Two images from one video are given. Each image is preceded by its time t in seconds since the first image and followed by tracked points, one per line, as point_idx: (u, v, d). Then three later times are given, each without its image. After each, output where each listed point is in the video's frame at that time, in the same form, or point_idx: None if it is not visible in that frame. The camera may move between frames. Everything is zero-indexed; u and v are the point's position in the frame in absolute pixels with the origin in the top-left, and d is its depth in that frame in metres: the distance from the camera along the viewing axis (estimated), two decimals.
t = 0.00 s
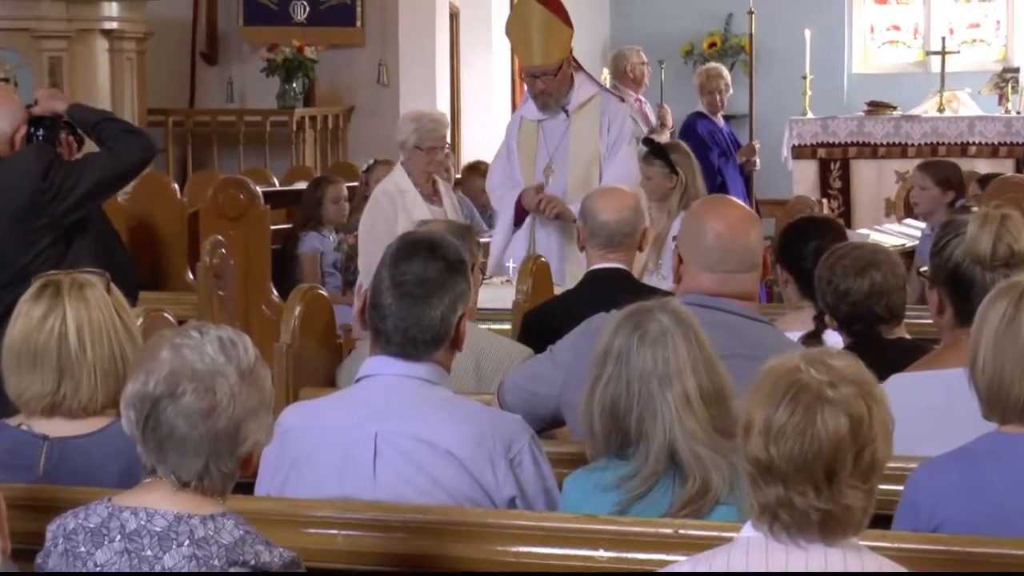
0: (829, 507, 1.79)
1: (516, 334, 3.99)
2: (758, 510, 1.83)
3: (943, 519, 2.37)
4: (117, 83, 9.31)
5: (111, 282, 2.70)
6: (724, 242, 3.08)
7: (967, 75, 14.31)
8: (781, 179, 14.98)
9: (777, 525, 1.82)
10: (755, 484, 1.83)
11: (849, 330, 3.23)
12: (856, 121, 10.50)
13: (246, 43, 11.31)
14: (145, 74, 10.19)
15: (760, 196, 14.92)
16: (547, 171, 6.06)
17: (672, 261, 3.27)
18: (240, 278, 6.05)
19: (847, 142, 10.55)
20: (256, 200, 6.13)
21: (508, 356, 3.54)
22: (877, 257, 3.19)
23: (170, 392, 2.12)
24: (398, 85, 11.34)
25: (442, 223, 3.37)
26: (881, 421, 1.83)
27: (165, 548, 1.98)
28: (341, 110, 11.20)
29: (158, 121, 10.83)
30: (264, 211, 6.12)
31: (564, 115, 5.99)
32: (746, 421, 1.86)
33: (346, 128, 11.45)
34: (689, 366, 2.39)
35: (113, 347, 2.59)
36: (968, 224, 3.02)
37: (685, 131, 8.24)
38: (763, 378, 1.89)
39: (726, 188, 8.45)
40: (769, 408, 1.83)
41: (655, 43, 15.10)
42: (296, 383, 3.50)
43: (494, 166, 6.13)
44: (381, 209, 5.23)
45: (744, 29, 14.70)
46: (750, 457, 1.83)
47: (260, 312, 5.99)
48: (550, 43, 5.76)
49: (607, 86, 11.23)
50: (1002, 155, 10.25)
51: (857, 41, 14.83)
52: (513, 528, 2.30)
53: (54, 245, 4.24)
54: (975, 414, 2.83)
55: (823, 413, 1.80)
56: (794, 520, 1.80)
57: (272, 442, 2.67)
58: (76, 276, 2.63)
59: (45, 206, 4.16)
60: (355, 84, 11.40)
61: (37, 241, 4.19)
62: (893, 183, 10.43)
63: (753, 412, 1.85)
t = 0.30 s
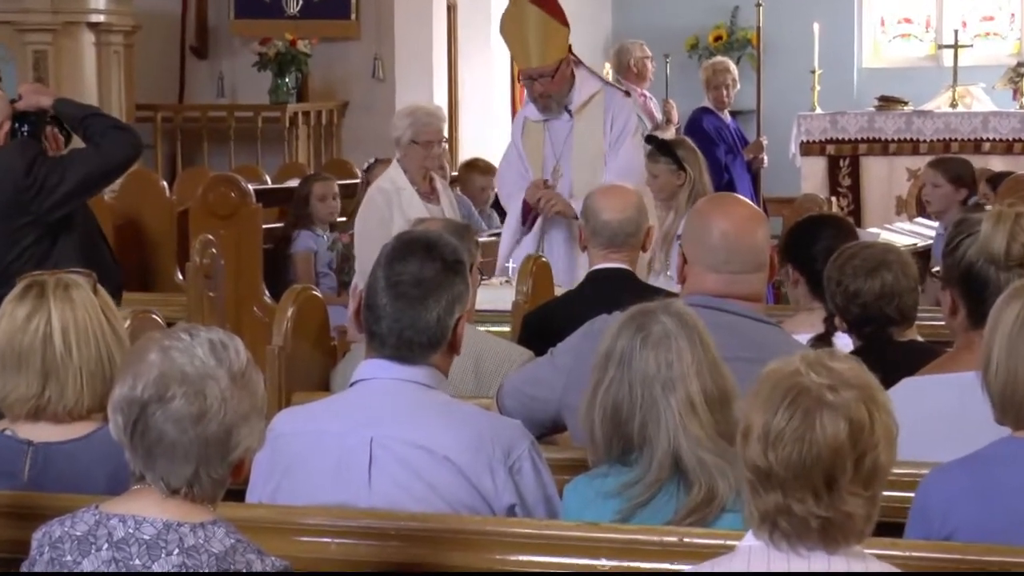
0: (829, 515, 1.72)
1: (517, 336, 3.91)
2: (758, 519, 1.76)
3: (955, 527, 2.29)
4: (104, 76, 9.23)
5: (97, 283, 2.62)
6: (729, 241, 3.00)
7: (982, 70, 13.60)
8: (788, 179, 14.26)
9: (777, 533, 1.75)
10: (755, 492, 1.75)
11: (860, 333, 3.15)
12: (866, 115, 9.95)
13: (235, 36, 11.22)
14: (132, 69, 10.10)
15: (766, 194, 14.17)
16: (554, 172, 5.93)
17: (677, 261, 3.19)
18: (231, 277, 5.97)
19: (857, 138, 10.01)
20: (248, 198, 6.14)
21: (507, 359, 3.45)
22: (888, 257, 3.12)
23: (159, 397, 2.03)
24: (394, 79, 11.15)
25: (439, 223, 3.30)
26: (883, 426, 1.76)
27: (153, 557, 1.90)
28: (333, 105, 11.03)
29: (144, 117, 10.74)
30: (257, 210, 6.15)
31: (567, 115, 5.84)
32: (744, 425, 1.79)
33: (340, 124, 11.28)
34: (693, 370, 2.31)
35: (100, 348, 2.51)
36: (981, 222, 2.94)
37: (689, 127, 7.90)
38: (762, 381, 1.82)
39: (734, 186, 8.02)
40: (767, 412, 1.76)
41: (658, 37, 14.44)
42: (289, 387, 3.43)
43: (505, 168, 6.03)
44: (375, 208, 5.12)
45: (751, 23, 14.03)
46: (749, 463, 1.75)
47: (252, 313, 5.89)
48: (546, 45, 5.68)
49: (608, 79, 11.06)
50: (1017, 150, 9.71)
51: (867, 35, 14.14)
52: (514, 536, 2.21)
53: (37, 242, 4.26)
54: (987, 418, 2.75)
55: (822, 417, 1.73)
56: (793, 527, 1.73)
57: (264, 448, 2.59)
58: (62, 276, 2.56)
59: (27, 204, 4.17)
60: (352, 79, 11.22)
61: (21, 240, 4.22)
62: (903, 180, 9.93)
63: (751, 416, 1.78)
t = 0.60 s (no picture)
0: (839, 521, 1.68)
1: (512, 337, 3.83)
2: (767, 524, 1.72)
3: (962, 533, 2.21)
4: (86, 68, 9.18)
5: (78, 283, 2.53)
6: (731, 240, 2.92)
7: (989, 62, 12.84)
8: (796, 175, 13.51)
9: (787, 538, 1.71)
10: (764, 496, 1.72)
11: (867, 333, 3.09)
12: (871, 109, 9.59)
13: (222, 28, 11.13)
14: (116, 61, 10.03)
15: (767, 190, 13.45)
16: (548, 172, 5.49)
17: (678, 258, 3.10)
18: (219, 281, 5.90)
19: (863, 133, 9.64)
20: (234, 194, 6.10)
21: (502, 360, 3.38)
22: (895, 255, 3.06)
23: (142, 399, 1.95)
24: (385, 71, 11.07)
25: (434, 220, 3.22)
26: (898, 431, 1.72)
27: (136, 566, 1.82)
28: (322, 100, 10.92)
29: (129, 110, 10.67)
30: (245, 206, 6.11)
31: (558, 112, 5.38)
32: (756, 429, 1.75)
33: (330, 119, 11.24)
34: (690, 373, 2.23)
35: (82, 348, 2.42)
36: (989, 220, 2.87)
37: (693, 122, 7.83)
38: (774, 383, 1.78)
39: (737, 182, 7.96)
40: (778, 414, 1.72)
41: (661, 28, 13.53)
42: (279, 387, 3.36)
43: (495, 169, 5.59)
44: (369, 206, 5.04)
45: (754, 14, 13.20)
46: (759, 466, 1.72)
47: (240, 316, 5.81)
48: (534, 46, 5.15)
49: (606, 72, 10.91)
50: None
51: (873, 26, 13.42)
52: (509, 543, 2.14)
53: (19, 238, 4.26)
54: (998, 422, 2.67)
55: (836, 420, 1.69)
56: (803, 533, 1.69)
57: (251, 452, 2.51)
58: (43, 274, 2.47)
59: (7, 200, 4.17)
60: (340, 72, 11.18)
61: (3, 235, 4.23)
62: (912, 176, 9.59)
63: (762, 418, 1.74)
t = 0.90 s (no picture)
0: (856, 526, 1.67)
1: (505, 339, 3.76)
2: (782, 528, 1.72)
3: (965, 541, 2.13)
4: (64, 60, 9.06)
5: (44, 281, 2.44)
6: (729, 238, 2.83)
7: (995, 56, 12.65)
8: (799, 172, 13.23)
9: (802, 544, 1.71)
10: (781, 498, 1.72)
11: (871, 334, 3.02)
12: (875, 104, 9.48)
13: (204, 21, 11.03)
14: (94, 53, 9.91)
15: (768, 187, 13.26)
16: (538, 170, 5.42)
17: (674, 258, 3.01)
18: (201, 275, 5.93)
19: (866, 128, 9.52)
20: (218, 191, 5.99)
21: (494, 362, 3.31)
22: (899, 253, 2.99)
23: (122, 402, 1.86)
24: (374, 65, 10.89)
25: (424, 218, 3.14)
26: (920, 440, 1.73)
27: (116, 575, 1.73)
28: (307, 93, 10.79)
29: (110, 105, 10.55)
30: (228, 204, 6.00)
31: (546, 108, 5.30)
32: (775, 430, 1.75)
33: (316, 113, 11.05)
34: (676, 379, 2.14)
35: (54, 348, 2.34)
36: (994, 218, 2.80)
37: (692, 117, 7.54)
38: (793, 388, 1.78)
39: (739, 179, 7.55)
40: (798, 416, 1.72)
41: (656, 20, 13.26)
42: (265, 391, 3.29)
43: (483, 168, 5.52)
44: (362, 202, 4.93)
45: (755, 7, 12.87)
46: (777, 468, 1.72)
47: (223, 316, 5.91)
48: (518, 42, 5.09)
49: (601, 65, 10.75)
50: None
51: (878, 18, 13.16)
52: (503, 551, 2.07)
53: None
54: (1005, 427, 2.60)
55: (858, 423, 1.69)
56: (819, 538, 1.69)
57: (234, 457, 2.43)
58: (9, 275, 2.39)
59: None
60: (328, 65, 10.98)
61: None
62: (916, 173, 9.44)
63: (782, 421, 1.73)
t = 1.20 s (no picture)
0: (890, 535, 1.68)
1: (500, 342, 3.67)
2: (807, 535, 1.71)
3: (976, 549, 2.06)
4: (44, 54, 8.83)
5: (11, 281, 2.35)
6: (732, 237, 2.75)
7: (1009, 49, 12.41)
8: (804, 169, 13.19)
9: (828, 555, 1.71)
10: (806, 506, 1.70)
11: (890, 336, 2.95)
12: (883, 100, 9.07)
13: (189, 14, 10.87)
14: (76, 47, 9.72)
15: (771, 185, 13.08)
16: (531, 168, 5.33)
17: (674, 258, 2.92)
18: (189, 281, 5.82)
19: (873, 124, 9.11)
20: (203, 190, 5.96)
21: (489, 365, 3.22)
22: (920, 254, 2.95)
23: (104, 407, 1.78)
24: (364, 60, 10.78)
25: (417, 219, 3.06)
26: (949, 448, 1.74)
27: None
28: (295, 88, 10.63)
29: (92, 100, 10.35)
30: (215, 202, 5.96)
31: (539, 103, 5.22)
32: (795, 436, 1.72)
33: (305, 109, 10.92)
34: (660, 383, 2.05)
35: (25, 351, 2.26)
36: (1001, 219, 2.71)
37: (695, 113, 7.32)
38: (815, 391, 1.76)
39: (739, 177, 7.37)
40: (828, 422, 1.70)
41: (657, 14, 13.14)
42: (252, 394, 3.23)
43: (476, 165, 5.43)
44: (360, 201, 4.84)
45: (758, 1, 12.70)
46: (805, 474, 1.69)
47: (211, 320, 5.73)
48: (508, 37, 5.00)
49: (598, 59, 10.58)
50: None
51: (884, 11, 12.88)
52: (499, 562, 2.00)
53: None
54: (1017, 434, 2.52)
55: (897, 430, 1.69)
56: (850, 546, 1.68)
57: (220, 462, 2.35)
58: None
59: None
60: (318, 59, 10.86)
61: None
62: (924, 171, 9.03)
63: (807, 425, 1.71)
